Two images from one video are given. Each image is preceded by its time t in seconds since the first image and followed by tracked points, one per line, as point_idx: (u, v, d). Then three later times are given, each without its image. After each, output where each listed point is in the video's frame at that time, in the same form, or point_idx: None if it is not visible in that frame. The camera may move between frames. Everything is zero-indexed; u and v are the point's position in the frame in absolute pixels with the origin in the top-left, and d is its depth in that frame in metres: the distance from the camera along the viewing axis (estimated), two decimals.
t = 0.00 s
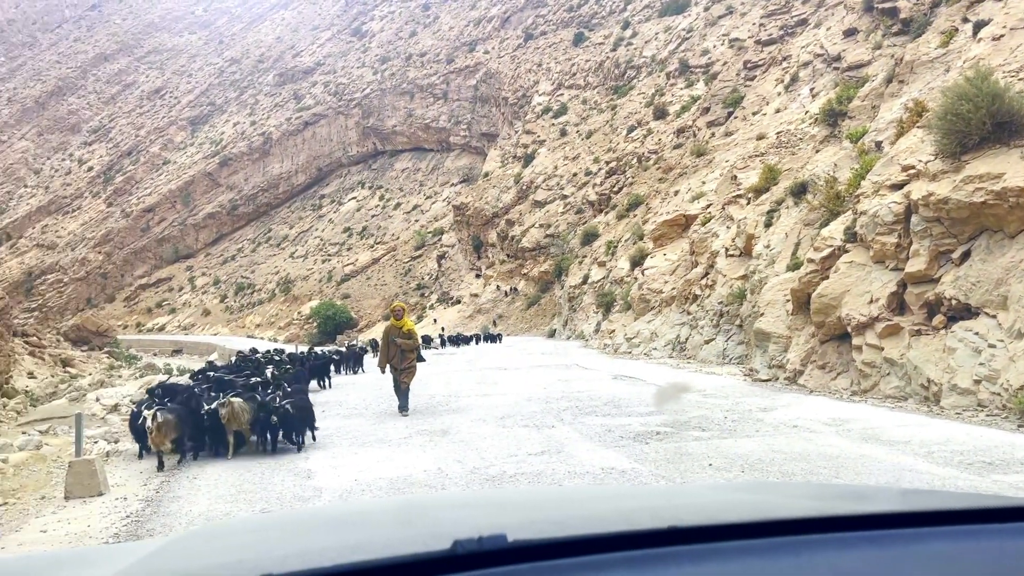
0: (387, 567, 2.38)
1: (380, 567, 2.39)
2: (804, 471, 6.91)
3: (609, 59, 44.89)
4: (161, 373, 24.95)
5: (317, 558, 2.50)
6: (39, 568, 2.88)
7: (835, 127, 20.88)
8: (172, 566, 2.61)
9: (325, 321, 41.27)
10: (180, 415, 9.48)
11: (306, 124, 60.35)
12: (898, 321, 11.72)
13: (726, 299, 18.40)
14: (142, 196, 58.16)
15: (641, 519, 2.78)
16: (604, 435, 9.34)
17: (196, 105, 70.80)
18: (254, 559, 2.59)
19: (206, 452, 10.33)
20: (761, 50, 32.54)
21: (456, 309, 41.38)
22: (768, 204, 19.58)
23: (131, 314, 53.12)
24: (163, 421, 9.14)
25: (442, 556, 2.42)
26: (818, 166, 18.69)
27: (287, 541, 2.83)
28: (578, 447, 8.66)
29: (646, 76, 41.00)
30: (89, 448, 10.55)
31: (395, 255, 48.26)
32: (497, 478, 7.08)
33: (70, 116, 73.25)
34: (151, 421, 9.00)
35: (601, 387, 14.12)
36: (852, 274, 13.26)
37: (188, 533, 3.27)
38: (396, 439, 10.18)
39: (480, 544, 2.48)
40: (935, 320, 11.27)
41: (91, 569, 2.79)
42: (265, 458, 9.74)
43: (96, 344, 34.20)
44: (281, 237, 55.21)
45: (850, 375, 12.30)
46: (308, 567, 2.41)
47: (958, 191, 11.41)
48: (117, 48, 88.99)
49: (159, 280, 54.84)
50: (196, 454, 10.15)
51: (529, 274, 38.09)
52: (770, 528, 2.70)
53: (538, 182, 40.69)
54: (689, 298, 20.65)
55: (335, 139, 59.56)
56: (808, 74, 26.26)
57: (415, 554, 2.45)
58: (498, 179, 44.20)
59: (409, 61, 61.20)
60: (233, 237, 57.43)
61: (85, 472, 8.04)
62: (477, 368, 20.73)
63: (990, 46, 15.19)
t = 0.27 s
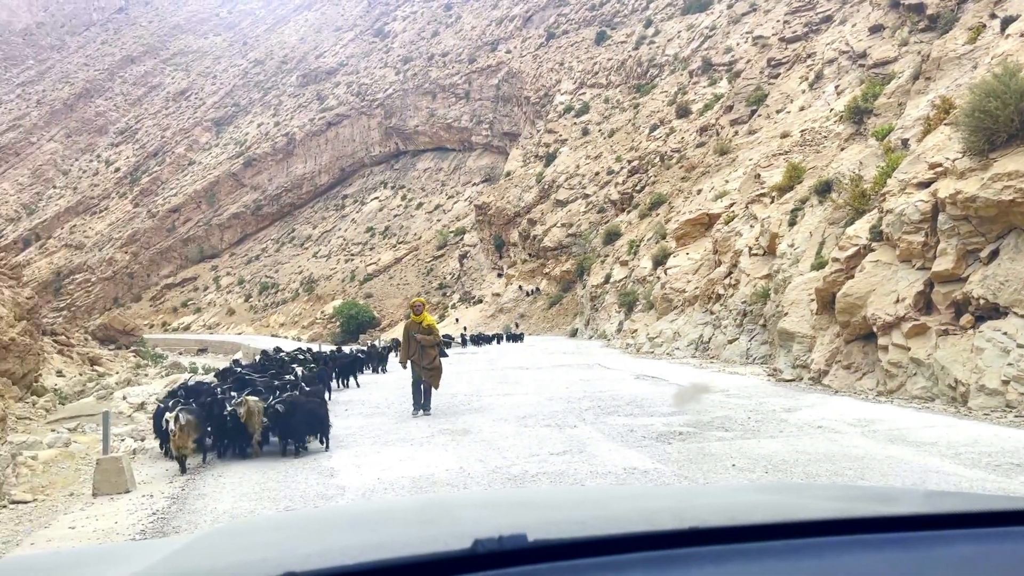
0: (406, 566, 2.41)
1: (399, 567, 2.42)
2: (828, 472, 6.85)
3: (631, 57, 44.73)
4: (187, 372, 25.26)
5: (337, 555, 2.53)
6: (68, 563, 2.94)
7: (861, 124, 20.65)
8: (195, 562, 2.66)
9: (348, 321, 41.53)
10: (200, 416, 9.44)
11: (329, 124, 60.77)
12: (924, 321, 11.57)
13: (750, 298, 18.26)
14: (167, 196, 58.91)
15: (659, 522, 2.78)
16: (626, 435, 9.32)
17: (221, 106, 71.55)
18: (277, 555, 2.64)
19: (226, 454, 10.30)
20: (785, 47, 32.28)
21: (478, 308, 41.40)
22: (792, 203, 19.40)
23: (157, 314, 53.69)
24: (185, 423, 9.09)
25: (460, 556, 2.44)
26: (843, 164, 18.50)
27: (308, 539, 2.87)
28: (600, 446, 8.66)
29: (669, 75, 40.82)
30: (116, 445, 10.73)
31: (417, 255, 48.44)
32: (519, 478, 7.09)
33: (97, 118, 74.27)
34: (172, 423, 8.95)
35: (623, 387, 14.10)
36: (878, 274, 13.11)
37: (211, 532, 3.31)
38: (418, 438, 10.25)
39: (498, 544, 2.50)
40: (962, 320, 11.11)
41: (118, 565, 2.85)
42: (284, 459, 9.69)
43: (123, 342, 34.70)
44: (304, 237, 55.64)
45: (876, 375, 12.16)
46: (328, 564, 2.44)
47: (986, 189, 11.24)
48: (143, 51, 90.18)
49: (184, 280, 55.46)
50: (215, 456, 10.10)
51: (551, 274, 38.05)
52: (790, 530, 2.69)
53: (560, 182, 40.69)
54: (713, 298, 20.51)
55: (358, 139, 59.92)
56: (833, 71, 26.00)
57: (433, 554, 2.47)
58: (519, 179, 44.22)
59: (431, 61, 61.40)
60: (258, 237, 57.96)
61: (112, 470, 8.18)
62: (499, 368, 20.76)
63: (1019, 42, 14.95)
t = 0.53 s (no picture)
0: (418, 566, 2.44)
1: (413, 565, 2.45)
2: (850, 472, 6.81)
3: (650, 56, 44.60)
4: (207, 370, 25.53)
5: (350, 552, 2.58)
6: (89, 559, 3.01)
7: (882, 122, 20.46)
8: (211, 560, 2.71)
9: (366, 320, 41.75)
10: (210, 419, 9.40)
11: (348, 125, 61.11)
12: (947, 321, 11.44)
13: (770, 298, 18.14)
14: (188, 197, 59.49)
15: (673, 521, 2.79)
16: (644, 434, 9.31)
17: (241, 106, 72.13)
18: (293, 552, 2.69)
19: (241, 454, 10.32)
20: (806, 45, 32.06)
21: (496, 308, 41.42)
22: (813, 202, 19.27)
23: (178, 313, 54.25)
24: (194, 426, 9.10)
25: (475, 553, 2.46)
26: (865, 162, 18.34)
27: (323, 536, 2.91)
28: (618, 446, 8.67)
29: (688, 73, 40.67)
30: (139, 443, 10.91)
31: (436, 255, 48.58)
32: (537, 477, 7.13)
33: (120, 119, 75.09)
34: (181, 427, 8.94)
35: (641, 387, 14.07)
36: (900, 273, 13.00)
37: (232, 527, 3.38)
38: (436, 436, 10.32)
39: (509, 543, 2.52)
40: (985, 320, 10.97)
41: (136, 561, 2.91)
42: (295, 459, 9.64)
43: (145, 342, 35.10)
44: (323, 237, 55.99)
45: (897, 375, 12.04)
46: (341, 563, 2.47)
47: (1010, 187, 11.08)
48: (164, 52, 91.20)
49: (205, 279, 55.98)
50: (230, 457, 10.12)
51: (569, 273, 38.03)
52: (804, 530, 2.69)
53: (578, 181, 40.67)
54: (733, 297, 20.38)
55: (376, 139, 60.21)
56: (854, 68, 25.78)
57: (447, 551, 2.51)
58: (538, 178, 44.22)
59: (449, 61, 61.56)
60: (277, 237, 58.39)
61: (134, 467, 8.30)
62: (518, 367, 20.77)
63: None
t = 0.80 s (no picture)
0: (426, 562, 2.57)
1: (423, 562, 2.57)
2: (865, 472, 6.78)
3: (665, 55, 44.47)
4: (223, 370, 25.73)
5: (361, 548, 2.70)
6: (112, 553, 3.15)
7: (900, 120, 20.30)
8: (230, 553, 2.85)
9: (381, 319, 41.90)
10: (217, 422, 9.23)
11: (363, 125, 61.35)
12: (964, 321, 11.35)
13: (785, 297, 18.04)
14: (205, 197, 59.96)
15: (675, 518, 2.90)
16: (658, 434, 9.30)
17: (257, 107, 72.55)
18: (306, 545, 2.82)
19: (245, 456, 10.18)
20: (822, 43, 31.88)
21: (510, 307, 41.45)
22: (829, 201, 19.15)
23: (195, 312, 54.68)
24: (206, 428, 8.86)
25: (483, 549, 2.59)
26: (881, 161, 18.21)
27: (336, 531, 3.03)
28: (632, 445, 8.68)
29: (703, 72, 40.52)
30: (155, 441, 11.03)
31: (450, 254, 48.68)
32: (550, 476, 7.16)
33: (137, 120, 75.76)
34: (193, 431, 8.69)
35: (654, 387, 14.05)
36: (917, 272, 12.91)
37: (253, 521, 3.54)
38: (450, 436, 10.36)
39: (514, 540, 2.64)
40: (1003, 319, 10.85)
41: (162, 551, 3.08)
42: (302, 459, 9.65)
43: (162, 340, 35.45)
44: (338, 237, 56.25)
45: (914, 375, 11.95)
46: (353, 558, 2.60)
47: None
48: (182, 53, 91.95)
49: (221, 279, 56.39)
50: (234, 459, 10.05)
51: (584, 273, 37.98)
52: (800, 530, 2.78)
53: (593, 180, 40.64)
54: (748, 296, 20.29)
55: (391, 139, 60.41)
56: (871, 66, 25.60)
57: (457, 547, 2.64)
58: (552, 178, 44.21)
59: (464, 61, 61.63)
60: (293, 237, 58.74)
61: (150, 466, 8.40)
62: (532, 367, 20.81)
63: None
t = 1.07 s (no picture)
0: (436, 553, 2.61)
1: (433, 553, 2.62)
2: (877, 472, 6.76)
3: (676, 54, 44.38)
4: (235, 369, 25.89)
5: (373, 540, 2.75)
6: (124, 547, 3.19)
7: (913, 119, 20.20)
8: (241, 544, 2.91)
9: (392, 319, 42.02)
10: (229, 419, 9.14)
11: (375, 125, 61.54)
12: (979, 320, 11.28)
13: (797, 296, 17.99)
14: (217, 197, 60.32)
15: (684, 512, 2.94)
16: (669, 434, 9.29)
17: (269, 107, 72.89)
18: (318, 538, 2.87)
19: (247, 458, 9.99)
20: (835, 42, 31.78)
21: (521, 307, 41.50)
22: (841, 200, 19.07)
23: (207, 311, 55.05)
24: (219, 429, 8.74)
25: (496, 540, 2.64)
26: (894, 159, 18.12)
27: (347, 525, 3.07)
28: (644, 445, 8.68)
29: (714, 71, 40.43)
30: (169, 440, 11.12)
31: (461, 254, 48.78)
32: (562, 475, 7.18)
33: (151, 120, 76.31)
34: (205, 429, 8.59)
35: (665, 386, 14.04)
36: (930, 271, 12.84)
37: (266, 516, 3.59)
38: (462, 435, 10.39)
39: (523, 531, 2.68)
40: (1018, 318, 10.78)
41: (178, 543, 3.13)
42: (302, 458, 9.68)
43: (175, 340, 35.73)
44: (350, 236, 56.47)
45: (928, 374, 11.89)
46: (366, 550, 2.65)
47: None
48: (194, 54, 92.55)
49: (234, 279, 56.76)
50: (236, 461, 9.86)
51: (595, 272, 37.96)
52: (808, 523, 2.82)
53: (604, 180, 40.63)
54: (760, 296, 20.24)
55: (403, 139, 60.57)
56: (884, 64, 25.47)
57: (470, 538, 2.68)
58: (563, 177, 44.19)
59: (475, 60, 61.71)
60: (305, 237, 59.03)
61: (163, 464, 8.48)
62: (543, 366, 20.84)
63: None
